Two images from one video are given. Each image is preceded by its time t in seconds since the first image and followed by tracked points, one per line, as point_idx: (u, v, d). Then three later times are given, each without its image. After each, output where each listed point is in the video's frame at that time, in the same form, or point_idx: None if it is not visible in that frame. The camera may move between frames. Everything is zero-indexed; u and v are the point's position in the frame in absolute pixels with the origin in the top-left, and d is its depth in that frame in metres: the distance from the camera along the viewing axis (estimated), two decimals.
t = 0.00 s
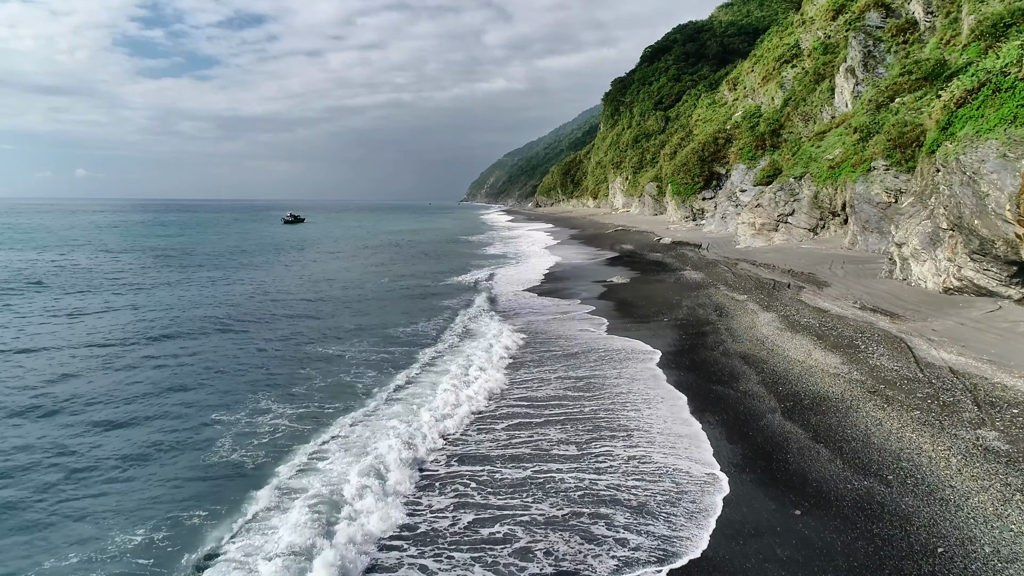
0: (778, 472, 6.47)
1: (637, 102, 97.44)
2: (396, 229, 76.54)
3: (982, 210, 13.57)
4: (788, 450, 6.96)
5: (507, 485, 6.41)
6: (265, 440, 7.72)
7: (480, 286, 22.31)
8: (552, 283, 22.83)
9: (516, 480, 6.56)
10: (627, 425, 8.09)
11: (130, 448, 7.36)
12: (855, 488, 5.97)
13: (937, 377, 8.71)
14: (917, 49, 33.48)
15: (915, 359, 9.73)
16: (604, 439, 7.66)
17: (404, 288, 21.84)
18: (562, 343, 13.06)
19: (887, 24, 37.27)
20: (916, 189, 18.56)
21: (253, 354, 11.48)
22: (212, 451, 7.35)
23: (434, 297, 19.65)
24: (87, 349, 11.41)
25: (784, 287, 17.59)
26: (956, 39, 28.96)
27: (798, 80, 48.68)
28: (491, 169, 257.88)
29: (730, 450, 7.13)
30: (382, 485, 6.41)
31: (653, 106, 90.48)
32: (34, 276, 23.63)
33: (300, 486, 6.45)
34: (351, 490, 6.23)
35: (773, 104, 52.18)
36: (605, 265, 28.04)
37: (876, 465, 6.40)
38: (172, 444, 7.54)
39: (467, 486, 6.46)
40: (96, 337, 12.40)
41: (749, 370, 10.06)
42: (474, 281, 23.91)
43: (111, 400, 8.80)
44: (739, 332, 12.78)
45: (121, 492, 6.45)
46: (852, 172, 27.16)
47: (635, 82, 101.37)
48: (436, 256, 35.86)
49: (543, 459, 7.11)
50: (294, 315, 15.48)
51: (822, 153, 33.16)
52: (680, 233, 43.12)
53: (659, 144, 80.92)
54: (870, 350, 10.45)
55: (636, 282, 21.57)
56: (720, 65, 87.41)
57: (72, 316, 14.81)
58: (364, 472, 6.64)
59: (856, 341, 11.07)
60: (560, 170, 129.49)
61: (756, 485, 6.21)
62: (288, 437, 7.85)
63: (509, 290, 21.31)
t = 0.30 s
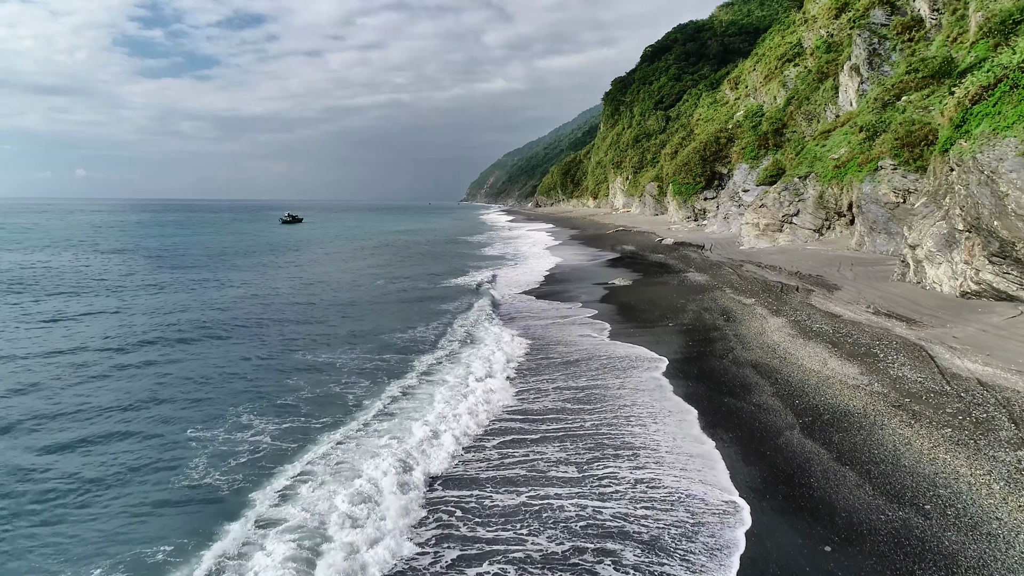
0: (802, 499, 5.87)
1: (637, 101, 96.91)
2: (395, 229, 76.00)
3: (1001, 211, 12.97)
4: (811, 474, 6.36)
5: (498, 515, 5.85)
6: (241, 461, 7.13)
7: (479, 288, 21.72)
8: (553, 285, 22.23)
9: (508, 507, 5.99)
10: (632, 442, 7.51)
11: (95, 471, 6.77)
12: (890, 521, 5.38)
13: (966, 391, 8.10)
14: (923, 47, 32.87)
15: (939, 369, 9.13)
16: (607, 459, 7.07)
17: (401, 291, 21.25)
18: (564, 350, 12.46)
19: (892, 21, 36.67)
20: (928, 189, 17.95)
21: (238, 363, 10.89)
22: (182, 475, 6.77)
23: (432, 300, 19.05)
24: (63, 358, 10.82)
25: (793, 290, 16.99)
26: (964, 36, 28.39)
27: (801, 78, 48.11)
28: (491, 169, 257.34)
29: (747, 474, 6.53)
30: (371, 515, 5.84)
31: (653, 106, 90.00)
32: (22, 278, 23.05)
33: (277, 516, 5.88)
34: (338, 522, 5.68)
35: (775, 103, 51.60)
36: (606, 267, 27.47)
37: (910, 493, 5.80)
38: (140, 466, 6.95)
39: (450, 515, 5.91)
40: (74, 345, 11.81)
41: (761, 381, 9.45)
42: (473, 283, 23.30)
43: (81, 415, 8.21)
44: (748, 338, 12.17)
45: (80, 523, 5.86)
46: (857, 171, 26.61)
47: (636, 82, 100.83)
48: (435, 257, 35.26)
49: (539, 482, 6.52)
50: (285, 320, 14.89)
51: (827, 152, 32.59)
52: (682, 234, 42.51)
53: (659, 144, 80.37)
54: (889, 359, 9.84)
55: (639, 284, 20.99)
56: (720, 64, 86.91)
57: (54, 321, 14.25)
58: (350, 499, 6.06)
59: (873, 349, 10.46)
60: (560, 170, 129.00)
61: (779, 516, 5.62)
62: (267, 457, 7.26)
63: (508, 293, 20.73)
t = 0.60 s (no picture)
0: (830, 532, 5.32)
1: (637, 101, 96.38)
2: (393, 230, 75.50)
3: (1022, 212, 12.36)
4: (839, 501, 5.80)
5: (487, 551, 5.31)
6: (214, 486, 6.55)
7: (479, 291, 21.11)
8: (555, 287, 21.63)
9: (500, 543, 5.41)
10: (636, 463, 6.92)
11: (52, 498, 6.20)
12: (932, 560, 4.81)
13: (999, 406, 7.51)
14: (929, 44, 32.28)
15: (967, 380, 8.52)
16: (610, 482, 6.49)
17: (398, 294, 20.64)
18: (564, 357, 11.86)
19: (897, 18, 36.04)
20: (941, 188, 17.33)
21: (221, 372, 10.31)
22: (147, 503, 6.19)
23: (429, 304, 18.43)
24: (36, 368, 10.25)
25: (801, 293, 16.39)
26: (972, 33, 27.79)
27: (803, 77, 47.55)
28: (490, 169, 256.82)
29: (768, 501, 5.93)
30: (351, 552, 5.25)
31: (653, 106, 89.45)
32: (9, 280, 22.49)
33: (247, 552, 5.33)
34: (315, 561, 5.10)
35: (777, 102, 51.01)
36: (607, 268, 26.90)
37: (950, 526, 5.23)
38: (103, 492, 6.36)
39: (435, 550, 5.35)
40: (50, 353, 11.23)
41: (776, 392, 8.86)
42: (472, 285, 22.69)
43: (45, 433, 7.64)
44: (758, 345, 11.59)
45: (29, 564, 5.25)
46: (864, 171, 26.02)
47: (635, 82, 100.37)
48: (435, 258, 34.66)
49: (535, 511, 5.93)
50: (274, 325, 14.32)
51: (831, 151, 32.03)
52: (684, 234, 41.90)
53: (659, 143, 79.77)
54: (912, 368, 9.25)
55: (643, 287, 20.39)
56: (720, 63, 86.38)
57: (33, 327, 13.64)
58: (329, 532, 5.50)
59: (893, 358, 9.87)
60: (560, 170, 128.47)
61: (805, 553, 5.06)
62: (242, 480, 6.68)
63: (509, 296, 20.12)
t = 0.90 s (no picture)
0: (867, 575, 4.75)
1: (637, 101, 95.82)
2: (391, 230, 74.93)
3: None
4: (873, 536, 5.22)
5: None
6: (180, 515, 5.97)
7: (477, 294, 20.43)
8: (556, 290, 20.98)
9: None
10: (640, 487, 6.33)
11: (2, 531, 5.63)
12: None
13: None
14: (936, 41, 31.70)
15: (997, 394, 7.94)
16: (612, 511, 5.91)
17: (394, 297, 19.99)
18: (565, 365, 11.27)
19: (902, 15, 35.45)
20: (954, 188, 16.73)
21: (201, 384, 9.72)
22: (106, 536, 5.62)
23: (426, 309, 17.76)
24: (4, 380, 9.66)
25: (810, 297, 15.79)
26: (980, 29, 27.20)
27: (806, 75, 46.89)
28: (489, 169, 256.29)
29: (794, 532, 5.39)
30: None
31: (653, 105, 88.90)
32: None
33: None
34: None
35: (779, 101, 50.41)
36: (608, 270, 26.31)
37: (1002, 569, 4.68)
38: (58, 524, 5.78)
39: None
40: (22, 363, 10.64)
41: (791, 406, 8.29)
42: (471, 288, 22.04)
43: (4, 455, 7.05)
44: (769, 353, 11.01)
45: None
46: (870, 170, 25.43)
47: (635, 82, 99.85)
48: (433, 258, 34.00)
49: (529, 547, 5.36)
50: (263, 331, 13.73)
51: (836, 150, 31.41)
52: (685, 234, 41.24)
53: (660, 143, 79.14)
54: (936, 379, 8.67)
55: (646, 290, 19.81)
56: (720, 63, 85.86)
57: (13, 333, 13.05)
58: (303, 573, 4.93)
59: (914, 368, 9.29)
60: (559, 170, 127.93)
61: None
62: (213, 507, 6.11)
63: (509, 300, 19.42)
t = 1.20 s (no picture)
0: None
1: (637, 101, 95.36)
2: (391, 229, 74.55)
3: None
4: None
5: None
6: (136, 549, 5.39)
7: (476, 296, 19.89)
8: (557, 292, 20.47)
9: None
10: (643, 518, 5.72)
11: None
12: None
13: None
14: (942, 38, 31.15)
15: None
16: (612, 546, 5.31)
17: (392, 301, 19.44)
18: (566, 374, 10.70)
19: (908, 13, 34.77)
20: (968, 188, 16.08)
21: (180, 397, 9.18)
22: None
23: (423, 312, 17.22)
24: None
25: (820, 301, 15.23)
26: (988, 26, 26.54)
27: (809, 73, 46.36)
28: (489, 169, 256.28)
29: (824, 572, 4.84)
30: None
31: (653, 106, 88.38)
32: None
33: None
34: None
35: (781, 100, 49.93)
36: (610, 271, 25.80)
37: None
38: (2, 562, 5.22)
39: None
40: None
41: (808, 421, 7.72)
42: (471, 291, 21.49)
43: None
44: (782, 362, 10.44)
45: None
46: (876, 168, 24.89)
47: (635, 82, 99.42)
48: (431, 261, 33.42)
49: None
50: (252, 338, 13.19)
51: (842, 148, 31.00)
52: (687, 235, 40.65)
53: (660, 143, 78.60)
54: (961, 393, 8.10)
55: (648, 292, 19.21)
56: (722, 61, 85.35)
57: None
58: None
59: (937, 379, 8.73)
60: (559, 170, 127.59)
61: None
62: (175, 540, 5.53)
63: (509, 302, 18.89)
